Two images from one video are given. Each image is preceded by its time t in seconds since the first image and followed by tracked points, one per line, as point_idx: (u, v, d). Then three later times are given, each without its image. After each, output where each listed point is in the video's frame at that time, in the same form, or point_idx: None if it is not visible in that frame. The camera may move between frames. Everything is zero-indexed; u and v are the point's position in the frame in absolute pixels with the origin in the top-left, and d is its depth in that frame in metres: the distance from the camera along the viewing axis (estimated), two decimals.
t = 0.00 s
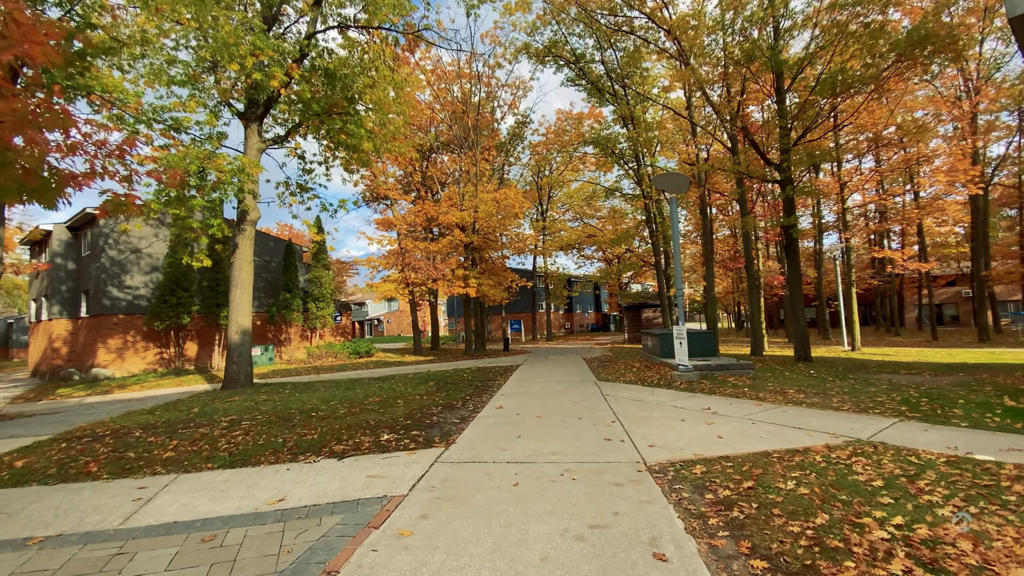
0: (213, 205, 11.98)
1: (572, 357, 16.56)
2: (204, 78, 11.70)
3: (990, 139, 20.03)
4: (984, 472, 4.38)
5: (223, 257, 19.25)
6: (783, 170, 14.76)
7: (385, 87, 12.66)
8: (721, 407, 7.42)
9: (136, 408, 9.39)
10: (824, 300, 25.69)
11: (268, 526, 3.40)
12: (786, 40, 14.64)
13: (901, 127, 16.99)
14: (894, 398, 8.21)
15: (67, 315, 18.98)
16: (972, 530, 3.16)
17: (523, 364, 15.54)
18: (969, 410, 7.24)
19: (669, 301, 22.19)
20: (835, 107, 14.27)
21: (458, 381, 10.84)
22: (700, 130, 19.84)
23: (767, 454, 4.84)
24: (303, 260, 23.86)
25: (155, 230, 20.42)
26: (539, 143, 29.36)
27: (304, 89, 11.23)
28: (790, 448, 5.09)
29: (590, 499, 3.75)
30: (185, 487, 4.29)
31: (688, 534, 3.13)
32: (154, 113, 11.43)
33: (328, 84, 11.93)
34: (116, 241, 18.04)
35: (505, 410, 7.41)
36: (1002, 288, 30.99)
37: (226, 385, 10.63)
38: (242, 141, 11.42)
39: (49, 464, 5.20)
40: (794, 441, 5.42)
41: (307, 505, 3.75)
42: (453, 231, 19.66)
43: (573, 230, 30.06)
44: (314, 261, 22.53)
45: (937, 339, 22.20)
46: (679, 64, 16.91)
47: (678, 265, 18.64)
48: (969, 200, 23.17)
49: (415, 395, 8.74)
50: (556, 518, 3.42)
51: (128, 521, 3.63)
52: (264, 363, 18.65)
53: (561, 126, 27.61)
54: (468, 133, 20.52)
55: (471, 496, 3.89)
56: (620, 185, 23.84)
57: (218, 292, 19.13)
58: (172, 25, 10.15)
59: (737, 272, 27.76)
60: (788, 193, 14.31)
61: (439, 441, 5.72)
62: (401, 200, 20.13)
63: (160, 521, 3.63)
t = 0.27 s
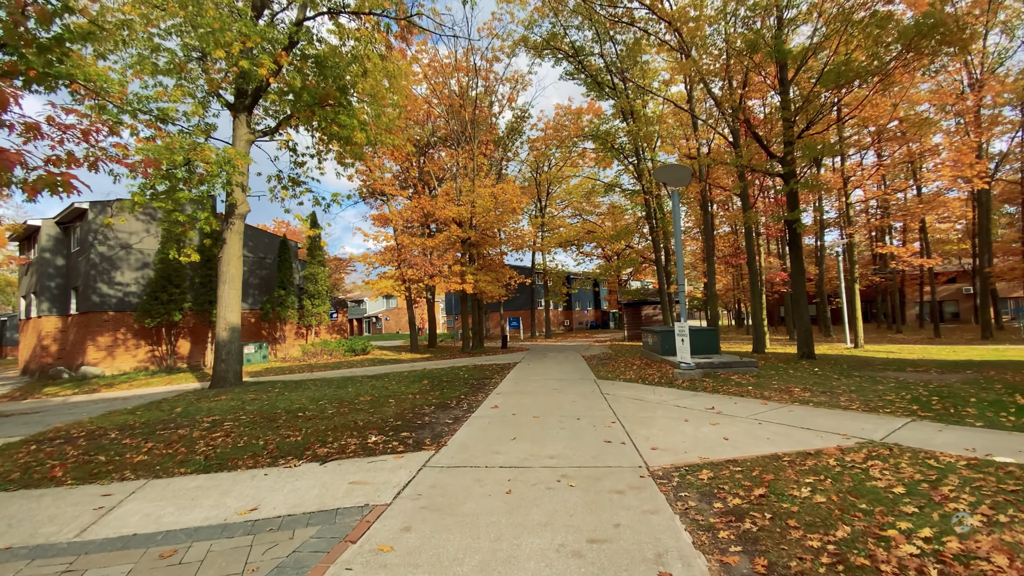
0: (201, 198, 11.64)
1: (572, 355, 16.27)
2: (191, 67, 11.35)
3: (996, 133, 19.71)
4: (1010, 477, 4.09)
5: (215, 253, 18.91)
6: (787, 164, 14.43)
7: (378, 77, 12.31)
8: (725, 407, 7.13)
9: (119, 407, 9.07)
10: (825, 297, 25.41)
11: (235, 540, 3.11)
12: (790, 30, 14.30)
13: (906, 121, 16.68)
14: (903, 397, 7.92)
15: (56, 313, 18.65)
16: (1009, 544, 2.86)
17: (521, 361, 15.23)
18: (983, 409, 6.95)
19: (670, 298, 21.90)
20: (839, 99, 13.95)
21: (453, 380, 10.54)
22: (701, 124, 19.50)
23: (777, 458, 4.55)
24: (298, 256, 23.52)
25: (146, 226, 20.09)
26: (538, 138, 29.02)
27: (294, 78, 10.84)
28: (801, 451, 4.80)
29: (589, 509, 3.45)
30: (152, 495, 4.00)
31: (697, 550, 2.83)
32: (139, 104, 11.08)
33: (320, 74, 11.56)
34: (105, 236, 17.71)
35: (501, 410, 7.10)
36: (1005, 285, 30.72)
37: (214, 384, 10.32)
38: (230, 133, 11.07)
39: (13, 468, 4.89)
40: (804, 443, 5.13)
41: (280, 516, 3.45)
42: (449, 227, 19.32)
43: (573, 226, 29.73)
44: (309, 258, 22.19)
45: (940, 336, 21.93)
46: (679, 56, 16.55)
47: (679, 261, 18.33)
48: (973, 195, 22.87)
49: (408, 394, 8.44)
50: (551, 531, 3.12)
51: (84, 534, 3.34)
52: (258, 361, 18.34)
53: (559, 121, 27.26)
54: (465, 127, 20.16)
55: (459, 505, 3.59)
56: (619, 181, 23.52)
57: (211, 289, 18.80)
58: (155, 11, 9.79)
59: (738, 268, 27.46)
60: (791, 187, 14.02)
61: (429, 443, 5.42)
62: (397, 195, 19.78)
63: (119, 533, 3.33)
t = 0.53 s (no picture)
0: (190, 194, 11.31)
1: (571, 354, 15.96)
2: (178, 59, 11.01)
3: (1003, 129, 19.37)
4: None
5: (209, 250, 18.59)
6: (791, 159, 14.11)
7: (372, 70, 11.99)
8: (731, 410, 6.83)
9: (103, 409, 8.77)
10: (828, 295, 25.10)
11: (197, 566, 2.81)
12: (794, 22, 13.97)
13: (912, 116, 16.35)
14: (916, 399, 7.62)
15: (47, 311, 18.34)
16: None
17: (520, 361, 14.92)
18: (1001, 412, 6.65)
19: (671, 296, 21.59)
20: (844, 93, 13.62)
21: (449, 381, 10.24)
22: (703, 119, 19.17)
23: (791, 469, 4.24)
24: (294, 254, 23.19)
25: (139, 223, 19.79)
26: (538, 135, 28.69)
27: (285, 70, 10.48)
28: (815, 461, 4.49)
29: (590, 529, 3.14)
30: (116, 511, 3.71)
31: None
32: (125, 96, 10.75)
33: (311, 66, 11.21)
34: (96, 234, 17.41)
35: (498, 413, 6.80)
36: (1009, 283, 30.40)
37: (203, 385, 10.01)
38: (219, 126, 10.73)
39: None
40: (818, 452, 4.82)
41: (250, 537, 3.16)
42: (447, 224, 18.99)
43: (572, 224, 29.41)
44: (305, 255, 21.86)
45: (945, 334, 21.64)
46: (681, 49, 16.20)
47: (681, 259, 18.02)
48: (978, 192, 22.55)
49: (401, 396, 8.14)
50: (548, 555, 2.81)
51: (35, 558, 3.05)
52: (252, 361, 18.04)
53: (559, 117, 26.91)
54: (463, 122, 19.83)
55: (448, 523, 3.28)
56: (620, 177, 23.19)
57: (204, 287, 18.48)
58: None
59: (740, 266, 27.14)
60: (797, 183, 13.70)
61: (420, 450, 5.12)
62: (394, 191, 19.45)
63: (73, 557, 3.04)
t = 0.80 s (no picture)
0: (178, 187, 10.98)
1: (571, 352, 15.66)
2: (166, 48, 10.69)
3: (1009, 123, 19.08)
4: None
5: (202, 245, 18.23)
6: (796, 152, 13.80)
7: (365, 59, 11.65)
8: (738, 411, 6.53)
9: (85, 409, 8.45)
10: (830, 292, 24.82)
11: None
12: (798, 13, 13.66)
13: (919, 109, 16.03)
14: (929, 399, 7.32)
15: (36, 308, 17.99)
16: None
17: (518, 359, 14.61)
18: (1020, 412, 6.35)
19: (671, 293, 21.29)
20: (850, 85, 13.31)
21: (445, 379, 9.94)
22: (705, 114, 18.84)
23: (807, 475, 3.95)
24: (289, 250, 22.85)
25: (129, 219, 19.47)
26: (537, 130, 28.36)
27: (274, 58, 10.10)
28: (833, 466, 4.19)
29: (592, 545, 2.84)
30: (75, 524, 3.43)
31: None
32: (109, 85, 10.41)
33: (303, 54, 10.85)
34: (86, 229, 17.08)
35: (494, 413, 6.51)
36: (1012, 280, 30.14)
37: (190, 383, 9.69)
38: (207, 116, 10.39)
39: None
40: (834, 456, 4.52)
41: (215, 554, 2.86)
42: (444, 220, 18.65)
43: (572, 220, 29.09)
44: (300, 252, 21.52)
45: (949, 332, 21.37)
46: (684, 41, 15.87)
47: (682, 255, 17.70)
48: (982, 188, 22.26)
49: (394, 396, 7.83)
50: None
51: None
52: (246, 358, 17.71)
53: (558, 112, 26.58)
54: (461, 116, 19.50)
55: (436, 538, 2.97)
56: (619, 173, 22.87)
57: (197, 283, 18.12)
58: None
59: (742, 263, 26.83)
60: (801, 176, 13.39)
61: (410, 454, 4.81)
62: (391, 186, 19.12)
63: None
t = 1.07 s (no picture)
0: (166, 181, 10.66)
1: (571, 351, 15.35)
2: (153, 37, 10.34)
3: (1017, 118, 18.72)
4: None
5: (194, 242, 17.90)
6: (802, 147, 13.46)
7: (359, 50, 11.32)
8: (745, 415, 6.23)
9: (66, 410, 8.15)
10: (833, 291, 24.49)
11: None
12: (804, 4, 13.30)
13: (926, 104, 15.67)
14: (943, 402, 7.02)
15: (27, 306, 17.69)
16: None
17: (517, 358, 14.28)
18: None
19: (672, 290, 20.98)
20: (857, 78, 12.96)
21: (440, 380, 9.63)
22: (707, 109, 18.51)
23: (825, 489, 3.65)
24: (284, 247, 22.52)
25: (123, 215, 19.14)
26: (536, 126, 28.02)
27: (263, 47, 9.74)
28: (851, 479, 3.90)
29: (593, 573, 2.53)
30: (26, 543, 3.13)
31: None
32: (95, 76, 10.08)
33: (294, 44, 10.50)
34: (77, 225, 16.76)
35: (489, 417, 6.22)
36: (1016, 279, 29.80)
37: (177, 384, 9.39)
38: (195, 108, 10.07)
39: None
40: (851, 467, 4.23)
41: None
42: (441, 217, 18.31)
43: (571, 217, 28.75)
44: (296, 249, 21.18)
45: (954, 331, 21.04)
46: (686, 34, 15.53)
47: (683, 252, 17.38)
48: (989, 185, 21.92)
49: (386, 398, 7.52)
50: None
51: None
52: (239, 357, 17.41)
53: (558, 108, 26.23)
54: (459, 111, 19.16)
55: (420, 563, 2.67)
56: (620, 169, 22.54)
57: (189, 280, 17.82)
58: None
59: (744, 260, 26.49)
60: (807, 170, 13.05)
61: (398, 462, 4.51)
62: (387, 182, 18.78)
63: None
